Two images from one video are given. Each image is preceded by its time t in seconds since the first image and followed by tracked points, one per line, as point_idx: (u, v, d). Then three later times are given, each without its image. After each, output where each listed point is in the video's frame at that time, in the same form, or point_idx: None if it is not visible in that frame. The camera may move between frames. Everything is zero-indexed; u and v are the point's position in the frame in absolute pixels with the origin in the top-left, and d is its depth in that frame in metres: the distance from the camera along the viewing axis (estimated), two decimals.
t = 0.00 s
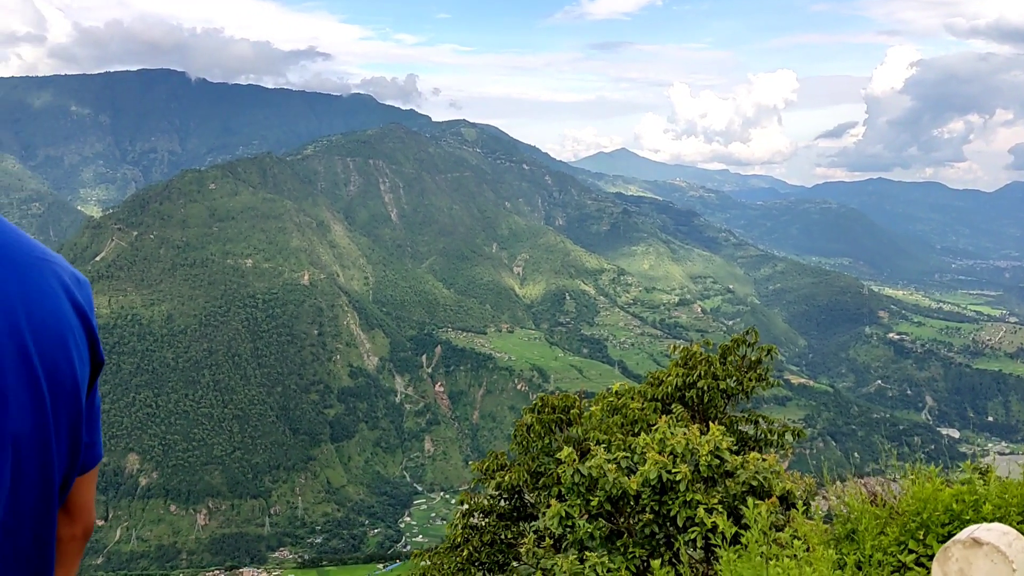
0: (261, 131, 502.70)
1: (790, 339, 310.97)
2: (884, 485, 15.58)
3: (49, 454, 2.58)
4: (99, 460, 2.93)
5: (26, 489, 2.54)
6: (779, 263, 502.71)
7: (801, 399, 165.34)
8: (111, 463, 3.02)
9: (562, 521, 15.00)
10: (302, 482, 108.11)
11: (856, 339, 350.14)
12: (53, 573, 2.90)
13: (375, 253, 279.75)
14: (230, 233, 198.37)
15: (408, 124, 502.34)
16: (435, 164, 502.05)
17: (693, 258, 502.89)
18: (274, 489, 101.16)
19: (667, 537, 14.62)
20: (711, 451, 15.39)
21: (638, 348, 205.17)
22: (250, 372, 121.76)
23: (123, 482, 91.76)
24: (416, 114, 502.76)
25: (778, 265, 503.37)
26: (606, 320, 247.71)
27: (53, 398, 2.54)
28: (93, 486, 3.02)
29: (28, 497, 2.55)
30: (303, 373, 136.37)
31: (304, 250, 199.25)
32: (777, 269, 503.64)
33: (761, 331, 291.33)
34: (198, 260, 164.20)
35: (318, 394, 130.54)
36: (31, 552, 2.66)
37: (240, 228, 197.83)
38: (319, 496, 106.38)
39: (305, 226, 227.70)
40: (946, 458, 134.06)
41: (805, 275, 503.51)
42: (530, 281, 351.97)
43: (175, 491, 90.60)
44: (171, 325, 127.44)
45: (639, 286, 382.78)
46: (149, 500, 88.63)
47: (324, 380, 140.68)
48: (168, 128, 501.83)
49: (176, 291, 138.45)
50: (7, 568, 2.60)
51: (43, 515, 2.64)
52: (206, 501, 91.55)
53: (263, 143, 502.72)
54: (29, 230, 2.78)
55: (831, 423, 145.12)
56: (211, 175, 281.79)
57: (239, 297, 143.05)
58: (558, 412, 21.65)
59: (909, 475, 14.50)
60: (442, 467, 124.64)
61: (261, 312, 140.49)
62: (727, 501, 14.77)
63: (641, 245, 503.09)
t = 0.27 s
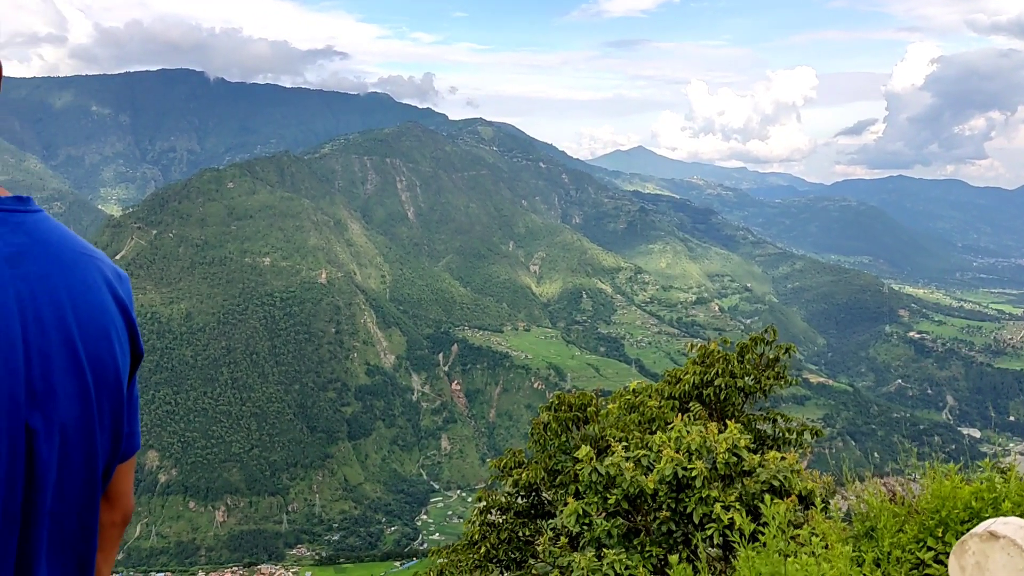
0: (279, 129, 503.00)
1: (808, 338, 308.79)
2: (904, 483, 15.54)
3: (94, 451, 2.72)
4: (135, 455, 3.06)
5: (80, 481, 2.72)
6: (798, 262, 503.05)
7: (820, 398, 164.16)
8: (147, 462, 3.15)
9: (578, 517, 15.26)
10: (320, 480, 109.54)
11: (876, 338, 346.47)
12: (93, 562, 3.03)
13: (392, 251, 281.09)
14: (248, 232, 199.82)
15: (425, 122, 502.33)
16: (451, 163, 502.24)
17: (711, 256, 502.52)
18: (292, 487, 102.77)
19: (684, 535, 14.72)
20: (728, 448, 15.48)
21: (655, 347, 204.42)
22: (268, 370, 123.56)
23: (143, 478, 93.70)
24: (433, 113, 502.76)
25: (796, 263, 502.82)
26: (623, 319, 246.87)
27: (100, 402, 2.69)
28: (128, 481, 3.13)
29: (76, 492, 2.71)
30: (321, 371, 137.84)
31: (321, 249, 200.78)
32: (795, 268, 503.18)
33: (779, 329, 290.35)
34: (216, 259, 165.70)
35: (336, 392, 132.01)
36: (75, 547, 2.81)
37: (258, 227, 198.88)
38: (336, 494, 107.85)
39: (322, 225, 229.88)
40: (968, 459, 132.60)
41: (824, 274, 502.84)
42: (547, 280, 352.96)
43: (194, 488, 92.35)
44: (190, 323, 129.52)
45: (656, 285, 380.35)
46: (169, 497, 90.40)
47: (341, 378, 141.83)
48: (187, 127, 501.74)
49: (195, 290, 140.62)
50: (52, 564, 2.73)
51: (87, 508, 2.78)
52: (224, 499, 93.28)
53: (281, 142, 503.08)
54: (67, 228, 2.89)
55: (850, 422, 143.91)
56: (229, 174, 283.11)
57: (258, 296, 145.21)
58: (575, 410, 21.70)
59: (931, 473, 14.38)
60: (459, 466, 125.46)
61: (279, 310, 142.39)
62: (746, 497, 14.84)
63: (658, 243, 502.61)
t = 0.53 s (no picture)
0: (291, 129, 502.82)
1: (823, 338, 307.22)
2: (918, 482, 15.46)
3: (130, 435, 2.85)
4: (163, 453, 3.15)
5: (112, 473, 2.82)
6: (812, 261, 503.29)
7: (834, 398, 163.15)
8: (176, 454, 3.25)
9: (593, 516, 15.24)
10: (333, 478, 110.43)
11: (891, 338, 343.90)
12: (125, 551, 3.11)
13: (405, 251, 281.89)
14: (262, 231, 200.75)
15: (437, 122, 502.34)
16: (464, 162, 502.38)
17: (724, 255, 502.83)
18: (305, 485, 103.67)
19: (698, 533, 14.73)
20: (742, 446, 15.45)
21: (668, 346, 203.92)
22: (282, 369, 124.67)
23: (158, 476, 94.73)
24: (446, 112, 502.80)
25: (810, 262, 502.91)
26: (636, 318, 246.26)
27: (134, 393, 2.83)
28: (163, 470, 3.27)
29: (111, 481, 2.83)
30: (334, 370, 138.75)
31: (335, 248, 201.50)
32: (809, 267, 503.38)
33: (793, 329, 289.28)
34: (230, 258, 166.64)
35: (349, 391, 132.86)
36: (110, 533, 2.94)
37: (271, 227, 199.80)
38: (349, 492, 108.53)
39: (335, 225, 230.84)
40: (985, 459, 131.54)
41: (838, 272, 502.96)
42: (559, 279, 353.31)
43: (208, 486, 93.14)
44: (204, 323, 130.84)
45: (669, 284, 378.90)
46: (183, 495, 91.43)
47: (354, 377, 142.52)
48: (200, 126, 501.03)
49: (209, 290, 141.98)
50: (84, 561, 2.84)
51: (125, 500, 2.92)
52: (238, 497, 94.16)
53: (294, 142, 502.79)
54: (103, 224, 2.98)
55: (865, 422, 143.19)
56: (243, 174, 284.74)
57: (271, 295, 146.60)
58: (587, 408, 21.70)
59: (947, 472, 14.25)
60: (472, 464, 125.75)
61: (292, 309, 143.67)
62: (760, 496, 14.82)
63: (671, 242, 502.94)
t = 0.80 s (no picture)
0: (304, 129, 502.46)
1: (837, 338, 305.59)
2: (933, 482, 15.41)
3: (162, 416, 2.99)
4: (187, 434, 3.29)
5: (150, 455, 2.98)
6: (825, 260, 502.96)
7: (848, 397, 162.00)
8: (197, 429, 3.37)
9: (606, 515, 15.32)
10: (346, 477, 111.12)
11: (907, 338, 341.10)
12: (158, 540, 3.25)
13: (417, 250, 282.65)
14: (275, 231, 201.64)
15: (450, 121, 501.96)
16: (476, 161, 502.29)
17: (737, 255, 502.85)
18: (318, 484, 104.42)
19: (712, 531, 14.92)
20: (754, 445, 15.53)
21: (681, 346, 203.07)
22: (295, 368, 125.77)
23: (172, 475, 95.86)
24: (458, 111, 502.44)
25: (824, 262, 502.89)
26: (648, 318, 245.50)
27: (166, 378, 2.97)
28: (195, 460, 3.41)
29: (146, 463, 2.97)
30: (346, 370, 139.58)
31: (347, 248, 202.08)
32: (823, 267, 503.45)
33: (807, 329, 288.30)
34: (243, 257, 167.53)
35: (361, 390, 133.54)
36: (147, 510, 3.08)
37: (284, 227, 200.54)
38: (362, 492, 109.30)
39: (348, 225, 231.76)
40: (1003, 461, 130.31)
41: (852, 272, 503.12)
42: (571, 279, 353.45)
43: (222, 485, 94.09)
44: (218, 323, 132.21)
45: (682, 283, 377.24)
46: (197, 494, 92.52)
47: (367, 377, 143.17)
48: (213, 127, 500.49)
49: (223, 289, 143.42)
50: (124, 552, 3.01)
51: (158, 473, 3.08)
52: (251, 496, 95.07)
53: (307, 142, 502.75)
54: (133, 221, 3.07)
55: (880, 422, 142.23)
56: (256, 174, 286.03)
57: (285, 295, 147.77)
58: (601, 407, 21.71)
59: (963, 471, 14.21)
60: (484, 464, 125.88)
61: (305, 309, 144.78)
62: (774, 495, 14.83)
63: (684, 242, 503.05)
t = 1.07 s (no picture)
0: (317, 129, 502.29)
1: (852, 338, 304.11)
2: (948, 482, 15.42)
3: (197, 406, 3.13)
4: (222, 427, 3.43)
5: (190, 447, 3.13)
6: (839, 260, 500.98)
7: (862, 398, 161.23)
8: (229, 417, 3.49)
9: (621, 515, 15.42)
10: (358, 477, 111.81)
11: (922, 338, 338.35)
12: (199, 527, 3.43)
13: (430, 250, 283.51)
14: (288, 231, 202.65)
15: (462, 121, 501.90)
16: (489, 161, 502.09)
17: (750, 255, 503.10)
18: (331, 484, 105.18)
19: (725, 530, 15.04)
20: (768, 444, 15.66)
21: (694, 346, 202.37)
22: (308, 368, 126.78)
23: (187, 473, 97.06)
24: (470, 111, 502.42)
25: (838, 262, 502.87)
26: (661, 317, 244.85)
27: (203, 371, 3.12)
28: (230, 453, 3.60)
29: (181, 455, 3.10)
30: (359, 369, 140.42)
31: (360, 248, 202.84)
32: (837, 266, 503.01)
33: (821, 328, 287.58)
34: (256, 258, 168.75)
35: (373, 389, 134.31)
36: (185, 498, 3.21)
37: (297, 227, 201.49)
38: (374, 491, 109.95)
39: (360, 225, 232.91)
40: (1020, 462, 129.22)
41: (866, 271, 503.43)
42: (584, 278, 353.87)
43: (235, 484, 95.05)
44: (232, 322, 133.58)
45: (695, 283, 375.85)
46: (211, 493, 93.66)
47: (379, 376, 143.83)
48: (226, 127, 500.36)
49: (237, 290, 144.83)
50: (162, 539, 3.14)
51: (189, 464, 3.19)
52: (264, 495, 96.00)
53: (320, 142, 502.75)
54: (169, 218, 3.22)
55: (894, 422, 141.45)
56: (269, 174, 287.48)
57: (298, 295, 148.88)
58: (615, 406, 21.80)
59: (979, 471, 14.19)
60: (496, 463, 126.06)
61: (318, 309, 145.92)
62: (788, 494, 14.92)
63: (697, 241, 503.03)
